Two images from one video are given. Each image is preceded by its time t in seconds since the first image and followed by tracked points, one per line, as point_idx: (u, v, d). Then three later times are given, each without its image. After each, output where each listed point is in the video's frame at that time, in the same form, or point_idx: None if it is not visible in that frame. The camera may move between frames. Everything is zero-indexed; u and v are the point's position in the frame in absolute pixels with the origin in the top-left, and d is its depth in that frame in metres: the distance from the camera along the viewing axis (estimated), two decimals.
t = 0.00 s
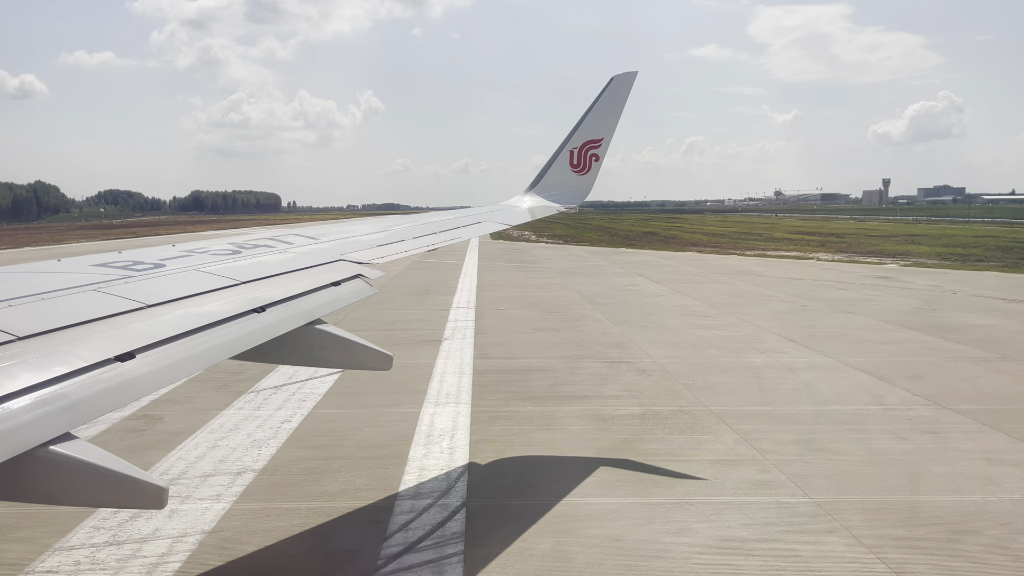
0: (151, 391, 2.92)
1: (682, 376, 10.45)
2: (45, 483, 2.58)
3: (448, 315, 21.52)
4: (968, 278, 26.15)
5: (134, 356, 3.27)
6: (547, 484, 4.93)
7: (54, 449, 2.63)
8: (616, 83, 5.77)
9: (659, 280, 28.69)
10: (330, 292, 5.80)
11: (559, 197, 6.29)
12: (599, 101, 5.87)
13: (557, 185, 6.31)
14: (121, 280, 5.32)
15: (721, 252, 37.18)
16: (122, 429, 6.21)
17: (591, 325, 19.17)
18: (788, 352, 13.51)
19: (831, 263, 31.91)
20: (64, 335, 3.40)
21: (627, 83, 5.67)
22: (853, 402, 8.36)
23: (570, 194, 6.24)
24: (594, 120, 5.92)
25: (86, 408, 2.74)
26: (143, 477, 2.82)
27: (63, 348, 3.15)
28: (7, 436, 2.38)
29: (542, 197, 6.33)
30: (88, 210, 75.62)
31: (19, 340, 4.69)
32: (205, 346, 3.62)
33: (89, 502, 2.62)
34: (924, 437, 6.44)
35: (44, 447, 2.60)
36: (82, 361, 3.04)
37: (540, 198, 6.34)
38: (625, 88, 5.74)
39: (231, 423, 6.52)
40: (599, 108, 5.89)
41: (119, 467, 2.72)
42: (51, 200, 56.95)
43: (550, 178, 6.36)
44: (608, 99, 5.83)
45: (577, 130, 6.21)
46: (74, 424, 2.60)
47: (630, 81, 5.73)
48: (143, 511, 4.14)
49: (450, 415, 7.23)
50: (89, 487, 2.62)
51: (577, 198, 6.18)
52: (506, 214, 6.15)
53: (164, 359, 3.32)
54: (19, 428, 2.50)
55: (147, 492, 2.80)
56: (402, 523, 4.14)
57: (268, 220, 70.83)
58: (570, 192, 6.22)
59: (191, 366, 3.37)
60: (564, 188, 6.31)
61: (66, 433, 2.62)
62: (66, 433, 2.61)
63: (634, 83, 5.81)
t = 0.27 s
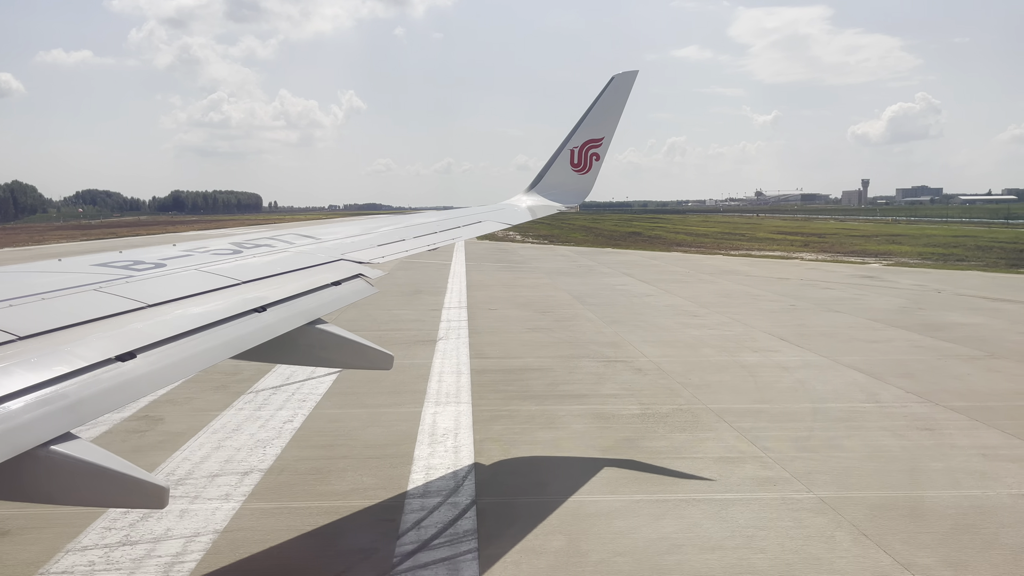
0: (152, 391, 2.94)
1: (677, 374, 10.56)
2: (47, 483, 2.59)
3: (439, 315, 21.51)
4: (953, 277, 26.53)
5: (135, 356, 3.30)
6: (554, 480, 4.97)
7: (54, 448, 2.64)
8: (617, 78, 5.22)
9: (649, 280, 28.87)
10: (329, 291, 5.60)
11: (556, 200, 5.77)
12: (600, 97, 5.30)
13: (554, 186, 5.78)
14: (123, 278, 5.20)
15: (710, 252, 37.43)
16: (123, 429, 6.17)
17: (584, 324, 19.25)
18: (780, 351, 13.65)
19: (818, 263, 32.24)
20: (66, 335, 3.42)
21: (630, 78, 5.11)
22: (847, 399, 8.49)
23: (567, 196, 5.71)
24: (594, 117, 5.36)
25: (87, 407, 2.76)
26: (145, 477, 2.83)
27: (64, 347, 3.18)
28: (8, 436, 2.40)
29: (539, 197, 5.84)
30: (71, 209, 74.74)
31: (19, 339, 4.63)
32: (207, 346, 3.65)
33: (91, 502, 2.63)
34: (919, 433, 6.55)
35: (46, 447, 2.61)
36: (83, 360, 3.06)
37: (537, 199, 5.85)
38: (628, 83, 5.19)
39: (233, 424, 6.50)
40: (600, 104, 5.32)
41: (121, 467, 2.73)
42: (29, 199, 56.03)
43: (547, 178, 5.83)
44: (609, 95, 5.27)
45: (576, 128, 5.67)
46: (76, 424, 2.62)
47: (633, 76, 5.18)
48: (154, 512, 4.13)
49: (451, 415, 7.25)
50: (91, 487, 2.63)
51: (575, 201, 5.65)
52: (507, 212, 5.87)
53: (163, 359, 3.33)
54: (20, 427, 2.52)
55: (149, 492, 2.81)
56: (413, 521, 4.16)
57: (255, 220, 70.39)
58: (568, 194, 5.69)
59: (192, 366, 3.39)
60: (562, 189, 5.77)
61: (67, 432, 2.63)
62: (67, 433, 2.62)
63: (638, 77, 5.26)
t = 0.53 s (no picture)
0: (152, 391, 2.96)
1: (671, 373, 10.65)
2: (48, 483, 2.58)
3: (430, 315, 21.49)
4: (937, 276, 26.92)
5: (136, 358, 3.33)
6: (559, 477, 5.01)
7: (56, 449, 2.63)
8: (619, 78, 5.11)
9: (638, 279, 29.03)
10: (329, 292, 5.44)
11: (557, 201, 5.66)
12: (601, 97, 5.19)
13: (555, 188, 5.68)
14: (125, 278, 5.11)
15: (698, 253, 37.68)
16: (122, 430, 6.12)
17: (576, 323, 19.33)
18: (770, 349, 13.80)
19: (804, 262, 32.58)
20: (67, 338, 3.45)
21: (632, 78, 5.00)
22: (840, 396, 8.61)
23: (569, 198, 5.60)
24: (595, 117, 5.25)
25: (88, 407, 2.79)
26: (145, 479, 2.82)
27: (66, 349, 3.21)
28: (10, 434, 2.42)
29: (540, 199, 5.72)
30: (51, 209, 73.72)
31: (20, 341, 4.58)
32: (206, 348, 3.68)
33: (92, 503, 2.61)
34: (913, 429, 6.68)
35: (48, 446, 2.60)
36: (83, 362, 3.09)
37: (539, 200, 5.73)
38: (630, 83, 5.08)
39: (234, 424, 6.48)
40: (601, 105, 5.21)
41: (123, 467, 2.72)
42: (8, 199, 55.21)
43: (548, 180, 5.73)
44: (611, 95, 5.16)
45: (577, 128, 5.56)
46: (77, 424, 2.64)
47: (635, 77, 5.07)
48: (162, 512, 4.12)
49: (452, 413, 7.28)
50: (93, 487, 2.62)
51: (576, 203, 5.53)
52: (509, 212, 5.69)
53: (162, 360, 3.38)
54: (22, 426, 2.54)
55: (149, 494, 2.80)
56: (424, 519, 4.18)
57: (240, 220, 69.92)
58: (569, 195, 5.58)
59: (192, 368, 3.42)
60: (563, 191, 5.67)
61: (70, 431, 2.63)
62: (70, 432, 2.63)
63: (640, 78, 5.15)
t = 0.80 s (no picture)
0: (152, 392, 2.97)
1: (665, 371, 10.74)
2: (50, 484, 2.61)
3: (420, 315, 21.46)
4: (921, 275, 27.30)
5: (138, 358, 3.34)
6: (564, 474, 5.05)
7: (57, 450, 2.65)
8: (620, 78, 5.03)
9: (627, 278, 29.17)
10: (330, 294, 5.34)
11: (558, 202, 5.53)
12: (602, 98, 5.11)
13: (556, 188, 5.54)
14: (127, 278, 5.05)
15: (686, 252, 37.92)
16: (122, 431, 6.08)
17: (566, 323, 19.40)
18: (761, 347, 13.94)
19: (790, 262, 32.91)
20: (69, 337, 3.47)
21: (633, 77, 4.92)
22: (833, 394, 8.73)
23: (569, 199, 5.47)
24: (596, 117, 5.15)
25: (89, 408, 2.80)
26: (146, 479, 2.84)
27: (69, 349, 3.23)
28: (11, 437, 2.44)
29: (540, 199, 5.59)
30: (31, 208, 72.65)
31: (20, 342, 4.49)
32: (207, 348, 3.69)
33: (92, 503, 2.64)
34: (907, 425, 6.79)
35: (49, 447, 2.63)
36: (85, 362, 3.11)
37: (539, 201, 5.61)
38: (631, 83, 5.00)
39: (233, 424, 6.45)
40: (602, 105, 5.12)
41: (123, 468, 2.75)
42: None
43: (548, 180, 5.60)
44: (612, 95, 5.07)
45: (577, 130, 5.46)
46: (77, 425, 2.65)
47: (636, 77, 5.00)
48: (170, 512, 4.12)
49: (451, 413, 7.30)
50: (93, 488, 2.64)
51: (577, 203, 5.40)
52: (510, 212, 5.56)
53: (163, 359, 3.40)
54: (23, 428, 2.55)
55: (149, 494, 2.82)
56: (433, 516, 4.20)
57: (226, 220, 69.30)
58: (570, 196, 5.45)
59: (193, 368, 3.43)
60: (564, 191, 5.53)
61: (70, 433, 2.65)
62: (69, 433, 2.65)
63: (642, 78, 5.06)
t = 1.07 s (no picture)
0: (152, 392, 2.96)
1: (658, 369, 10.83)
2: (51, 483, 2.58)
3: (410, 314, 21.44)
4: (905, 273, 27.68)
5: (138, 358, 3.33)
6: (567, 471, 5.09)
7: (58, 448, 2.63)
8: (621, 76, 4.94)
9: (616, 278, 29.31)
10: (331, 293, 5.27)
11: (558, 201, 5.48)
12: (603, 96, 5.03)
13: (557, 186, 5.47)
14: (128, 277, 5.01)
15: (673, 251, 38.14)
16: (120, 431, 6.05)
17: (557, 322, 19.47)
18: (751, 345, 14.09)
19: (776, 260, 33.24)
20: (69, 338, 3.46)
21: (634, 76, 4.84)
22: (825, 390, 8.86)
23: (570, 198, 5.42)
24: (596, 116, 5.07)
25: (89, 407, 2.78)
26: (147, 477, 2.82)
27: (69, 349, 3.22)
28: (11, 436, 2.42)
29: (541, 198, 5.53)
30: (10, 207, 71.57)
31: (21, 341, 4.47)
32: (208, 348, 3.67)
33: (94, 502, 2.61)
34: (900, 421, 6.91)
35: (50, 446, 2.60)
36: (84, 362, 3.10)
37: (539, 199, 5.54)
38: (632, 81, 4.91)
39: (233, 423, 6.44)
40: (603, 104, 5.04)
41: (124, 467, 2.72)
42: None
43: (549, 178, 5.53)
44: (613, 94, 4.99)
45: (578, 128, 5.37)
46: (77, 424, 2.63)
47: (637, 75, 4.91)
48: (177, 511, 4.11)
49: (449, 411, 7.33)
50: (94, 487, 2.61)
51: (579, 203, 5.34)
52: (511, 211, 5.49)
53: (163, 359, 3.40)
54: (23, 427, 2.54)
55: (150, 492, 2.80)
56: (441, 514, 4.23)
57: (211, 220, 68.68)
58: (571, 195, 5.39)
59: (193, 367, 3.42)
60: (564, 190, 5.47)
61: (70, 432, 2.63)
62: (70, 432, 2.62)
63: (643, 76, 4.97)
